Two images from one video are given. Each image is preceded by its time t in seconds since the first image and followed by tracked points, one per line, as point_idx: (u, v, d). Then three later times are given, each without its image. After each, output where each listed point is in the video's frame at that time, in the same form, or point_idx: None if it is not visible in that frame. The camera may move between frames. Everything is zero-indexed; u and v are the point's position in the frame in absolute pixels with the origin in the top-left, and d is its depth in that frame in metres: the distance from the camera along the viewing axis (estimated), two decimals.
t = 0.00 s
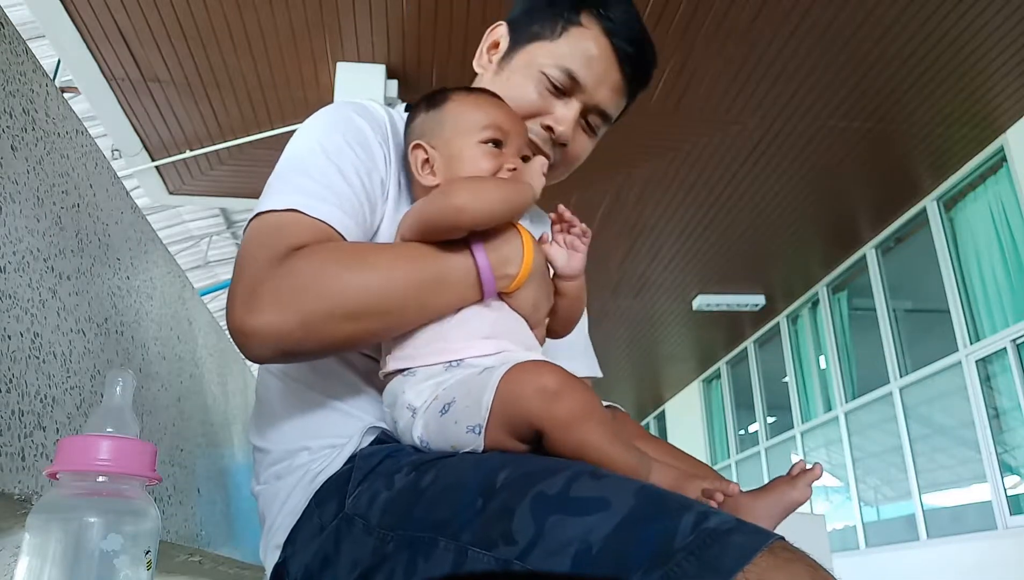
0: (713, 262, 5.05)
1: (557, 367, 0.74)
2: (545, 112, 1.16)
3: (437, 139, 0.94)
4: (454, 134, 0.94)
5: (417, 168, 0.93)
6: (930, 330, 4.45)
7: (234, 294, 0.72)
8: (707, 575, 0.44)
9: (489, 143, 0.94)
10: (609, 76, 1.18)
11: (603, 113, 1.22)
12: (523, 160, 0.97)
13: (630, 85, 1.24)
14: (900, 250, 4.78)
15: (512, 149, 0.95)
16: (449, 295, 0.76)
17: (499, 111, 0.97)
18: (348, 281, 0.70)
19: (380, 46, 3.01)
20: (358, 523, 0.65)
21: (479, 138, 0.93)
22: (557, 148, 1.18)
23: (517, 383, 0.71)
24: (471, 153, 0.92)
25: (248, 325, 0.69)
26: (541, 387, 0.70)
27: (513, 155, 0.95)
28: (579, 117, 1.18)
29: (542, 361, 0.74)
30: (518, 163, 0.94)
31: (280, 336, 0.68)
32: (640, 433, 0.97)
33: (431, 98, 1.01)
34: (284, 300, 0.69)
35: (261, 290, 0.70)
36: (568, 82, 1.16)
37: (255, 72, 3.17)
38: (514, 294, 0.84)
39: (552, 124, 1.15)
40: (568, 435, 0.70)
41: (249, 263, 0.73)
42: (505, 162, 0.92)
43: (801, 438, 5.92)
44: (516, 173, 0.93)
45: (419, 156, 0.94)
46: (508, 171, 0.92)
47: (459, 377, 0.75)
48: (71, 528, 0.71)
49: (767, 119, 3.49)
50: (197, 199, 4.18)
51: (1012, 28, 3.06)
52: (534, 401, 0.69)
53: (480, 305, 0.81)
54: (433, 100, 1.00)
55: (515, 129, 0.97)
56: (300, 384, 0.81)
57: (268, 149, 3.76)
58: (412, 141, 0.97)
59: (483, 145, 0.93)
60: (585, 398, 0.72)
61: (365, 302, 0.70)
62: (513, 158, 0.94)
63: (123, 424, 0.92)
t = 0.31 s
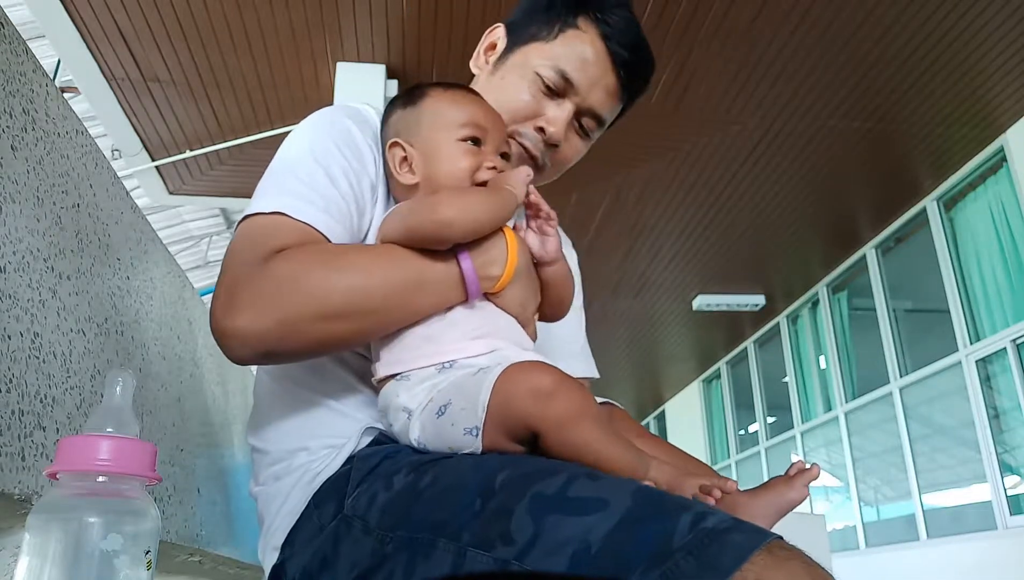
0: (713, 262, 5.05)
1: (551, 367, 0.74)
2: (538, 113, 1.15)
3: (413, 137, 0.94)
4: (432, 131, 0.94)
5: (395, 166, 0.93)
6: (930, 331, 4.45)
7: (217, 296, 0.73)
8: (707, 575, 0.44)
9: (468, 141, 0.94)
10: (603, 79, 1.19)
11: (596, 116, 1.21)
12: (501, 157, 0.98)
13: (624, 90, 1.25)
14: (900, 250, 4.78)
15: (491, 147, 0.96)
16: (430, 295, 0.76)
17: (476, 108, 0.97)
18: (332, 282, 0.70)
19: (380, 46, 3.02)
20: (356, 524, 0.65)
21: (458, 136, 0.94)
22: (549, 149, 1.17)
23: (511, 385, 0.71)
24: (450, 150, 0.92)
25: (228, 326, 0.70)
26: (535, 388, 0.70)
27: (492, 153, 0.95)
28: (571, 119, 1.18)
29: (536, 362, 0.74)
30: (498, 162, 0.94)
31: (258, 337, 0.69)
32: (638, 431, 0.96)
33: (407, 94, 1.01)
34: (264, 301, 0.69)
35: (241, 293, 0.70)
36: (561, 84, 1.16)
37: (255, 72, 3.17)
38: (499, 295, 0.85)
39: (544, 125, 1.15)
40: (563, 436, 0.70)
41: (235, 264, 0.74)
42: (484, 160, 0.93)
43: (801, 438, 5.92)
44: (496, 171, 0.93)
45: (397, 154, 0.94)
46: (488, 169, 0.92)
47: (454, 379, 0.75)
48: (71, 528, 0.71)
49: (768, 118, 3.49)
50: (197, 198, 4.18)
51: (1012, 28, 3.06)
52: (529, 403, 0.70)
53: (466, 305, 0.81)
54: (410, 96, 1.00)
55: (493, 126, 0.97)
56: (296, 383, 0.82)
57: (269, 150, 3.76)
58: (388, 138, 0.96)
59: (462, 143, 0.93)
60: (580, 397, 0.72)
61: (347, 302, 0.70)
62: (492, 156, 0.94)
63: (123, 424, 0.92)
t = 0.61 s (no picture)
0: (713, 262, 5.05)
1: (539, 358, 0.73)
2: (530, 113, 1.15)
3: (406, 136, 0.94)
4: (424, 130, 0.93)
5: (388, 163, 0.93)
6: (930, 331, 4.45)
7: (215, 298, 0.73)
8: (695, 557, 0.45)
9: (459, 138, 0.93)
10: (595, 80, 1.18)
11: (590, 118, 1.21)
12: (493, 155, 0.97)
13: (619, 92, 1.24)
14: (900, 250, 4.78)
15: (482, 145, 0.95)
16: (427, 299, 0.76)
17: (468, 109, 0.97)
18: (328, 283, 0.70)
19: (379, 46, 3.02)
20: (344, 522, 0.65)
21: (449, 135, 0.93)
22: (541, 150, 1.18)
23: (492, 377, 0.70)
24: (441, 148, 0.92)
25: (228, 329, 0.70)
26: (516, 377, 0.69)
27: (484, 151, 0.95)
28: (564, 120, 1.18)
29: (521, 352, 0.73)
30: (488, 159, 0.94)
31: (258, 341, 0.69)
32: (633, 423, 0.96)
33: (401, 96, 1.01)
34: (263, 305, 0.69)
35: (240, 296, 0.71)
36: (553, 84, 1.16)
37: (255, 72, 3.17)
38: (497, 293, 0.84)
39: (535, 126, 1.15)
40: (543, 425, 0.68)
41: (232, 268, 0.74)
42: (475, 157, 0.92)
43: (802, 438, 5.92)
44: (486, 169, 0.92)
45: (390, 152, 0.93)
46: (479, 166, 0.92)
47: (442, 374, 0.75)
48: (71, 528, 0.71)
49: (768, 118, 3.49)
50: (197, 198, 4.18)
51: (1012, 28, 3.06)
52: (509, 392, 0.68)
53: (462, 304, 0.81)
54: (404, 97, 1.00)
55: (484, 125, 0.97)
56: (290, 387, 0.82)
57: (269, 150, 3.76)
58: (383, 138, 0.96)
59: (454, 141, 0.93)
60: (563, 385, 0.70)
61: (346, 303, 0.71)
62: (483, 154, 0.94)
63: (123, 424, 0.92)
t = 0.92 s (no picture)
0: (713, 262, 5.05)
1: (563, 369, 0.72)
2: (531, 113, 1.15)
3: (405, 138, 0.94)
4: (422, 133, 0.93)
5: (387, 167, 0.93)
6: (930, 331, 4.45)
7: (225, 297, 0.72)
8: (712, 571, 0.45)
9: (458, 139, 0.93)
10: (594, 81, 1.19)
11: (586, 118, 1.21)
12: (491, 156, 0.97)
13: (616, 93, 1.25)
14: (900, 250, 4.78)
15: (480, 145, 0.95)
16: (440, 298, 0.77)
17: (465, 110, 0.97)
18: (336, 281, 0.70)
19: (380, 46, 3.02)
20: (361, 523, 0.65)
21: (448, 136, 0.93)
22: (541, 149, 1.17)
23: (521, 384, 0.70)
24: (441, 150, 0.91)
25: (236, 325, 0.69)
26: (544, 388, 0.69)
27: (482, 152, 0.95)
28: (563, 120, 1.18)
29: (552, 365, 0.72)
30: (487, 160, 0.94)
31: (270, 339, 0.68)
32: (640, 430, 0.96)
33: (396, 100, 1.01)
34: (275, 303, 0.68)
35: (251, 294, 0.70)
36: (551, 84, 1.16)
37: (255, 73, 3.17)
38: (505, 294, 0.85)
39: (536, 124, 1.14)
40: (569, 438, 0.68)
41: (241, 267, 0.73)
42: (475, 157, 0.92)
43: (802, 438, 5.93)
44: (486, 169, 0.92)
45: (389, 155, 0.93)
46: (479, 166, 0.91)
47: (464, 376, 0.75)
48: (71, 527, 0.71)
49: (767, 118, 3.49)
50: (197, 198, 4.17)
51: (1012, 28, 3.06)
52: (538, 402, 0.68)
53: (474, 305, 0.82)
54: (399, 101, 1.00)
55: (481, 126, 0.97)
56: (296, 384, 0.82)
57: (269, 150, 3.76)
58: (380, 141, 0.96)
59: (453, 142, 0.92)
60: (592, 403, 0.70)
61: (355, 302, 0.70)
62: (482, 154, 0.94)
63: (123, 424, 0.92)
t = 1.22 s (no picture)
0: (713, 262, 5.05)
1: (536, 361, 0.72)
2: (532, 109, 1.14)
3: (414, 144, 0.94)
4: (432, 138, 0.93)
5: (397, 171, 0.93)
6: (930, 331, 4.45)
7: (224, 296, 0.73)
8: (690, 561, 0.44)
9: (467, 145, 0.93)
10: (594, 74, 1.19)
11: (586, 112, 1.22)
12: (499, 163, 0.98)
13: (616, 87, 1.25)
14: (900, 250, 4.78)
15: (489, 151, 0.95)
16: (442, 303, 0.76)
17: (474, 116, 0.97)
18: (341, 283, 0.70)
19: (379, 46, 3.02)
20: (341, 521, 0.66)
21: (457, 142, 0.93)
22: (544, 145, 1.16)
23: (495, 379, 0.69)
24: (451, 156, 0.91)
25: (237, 323, 0.70)
26: (518, 381, 0.68)
27: (490, 157, 0.95)
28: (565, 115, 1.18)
29: (525, 357, 0.72)
30: (497, 166, 0.94)
31: (272, 335, 0.69)
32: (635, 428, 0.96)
33: (405, 105, 1.01)
34: (278, 299, 0.69)
35: (253, 289, 0.70)
36: (552, 79, 1.16)
37: (255, 73, 3.17)
38: (505, 302, 0.85)
39: (538, 120, 1.14)
40: (543, 432, 0.67)
41: (243, 263, 0.73)
42: (485, 163, 0.92)
43: (802, 438, 5.93)
44: (496, 174, 0.92)
45: (398, 160, 0.93)
46: (489, 171, 0.91)
47: (444, 374, 0.74)
48: (71, 527, 0.71)
49: (768, 118, 3.49)
50: (197, 198, 4.18)
51: (1012, 28, 3.05)
52: (512, 396, 0.68)
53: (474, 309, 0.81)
54: (407, 107, 1.00)
55: (489, 132, 0.97)
56: (296, 387, 0.82)
57: (269, 150, 3.77)
58: (388, 147, 0.96)
59: (462, 148, 0.92)
60: (566, 392, 0.69)
61: (361, 302, 0.71)
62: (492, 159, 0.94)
63: (123, 424, 0.92)
